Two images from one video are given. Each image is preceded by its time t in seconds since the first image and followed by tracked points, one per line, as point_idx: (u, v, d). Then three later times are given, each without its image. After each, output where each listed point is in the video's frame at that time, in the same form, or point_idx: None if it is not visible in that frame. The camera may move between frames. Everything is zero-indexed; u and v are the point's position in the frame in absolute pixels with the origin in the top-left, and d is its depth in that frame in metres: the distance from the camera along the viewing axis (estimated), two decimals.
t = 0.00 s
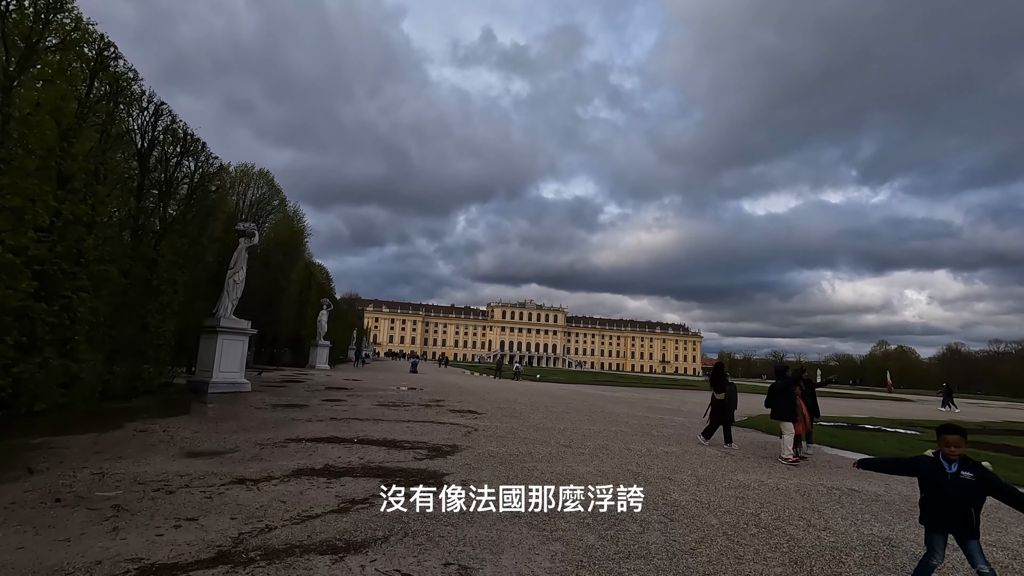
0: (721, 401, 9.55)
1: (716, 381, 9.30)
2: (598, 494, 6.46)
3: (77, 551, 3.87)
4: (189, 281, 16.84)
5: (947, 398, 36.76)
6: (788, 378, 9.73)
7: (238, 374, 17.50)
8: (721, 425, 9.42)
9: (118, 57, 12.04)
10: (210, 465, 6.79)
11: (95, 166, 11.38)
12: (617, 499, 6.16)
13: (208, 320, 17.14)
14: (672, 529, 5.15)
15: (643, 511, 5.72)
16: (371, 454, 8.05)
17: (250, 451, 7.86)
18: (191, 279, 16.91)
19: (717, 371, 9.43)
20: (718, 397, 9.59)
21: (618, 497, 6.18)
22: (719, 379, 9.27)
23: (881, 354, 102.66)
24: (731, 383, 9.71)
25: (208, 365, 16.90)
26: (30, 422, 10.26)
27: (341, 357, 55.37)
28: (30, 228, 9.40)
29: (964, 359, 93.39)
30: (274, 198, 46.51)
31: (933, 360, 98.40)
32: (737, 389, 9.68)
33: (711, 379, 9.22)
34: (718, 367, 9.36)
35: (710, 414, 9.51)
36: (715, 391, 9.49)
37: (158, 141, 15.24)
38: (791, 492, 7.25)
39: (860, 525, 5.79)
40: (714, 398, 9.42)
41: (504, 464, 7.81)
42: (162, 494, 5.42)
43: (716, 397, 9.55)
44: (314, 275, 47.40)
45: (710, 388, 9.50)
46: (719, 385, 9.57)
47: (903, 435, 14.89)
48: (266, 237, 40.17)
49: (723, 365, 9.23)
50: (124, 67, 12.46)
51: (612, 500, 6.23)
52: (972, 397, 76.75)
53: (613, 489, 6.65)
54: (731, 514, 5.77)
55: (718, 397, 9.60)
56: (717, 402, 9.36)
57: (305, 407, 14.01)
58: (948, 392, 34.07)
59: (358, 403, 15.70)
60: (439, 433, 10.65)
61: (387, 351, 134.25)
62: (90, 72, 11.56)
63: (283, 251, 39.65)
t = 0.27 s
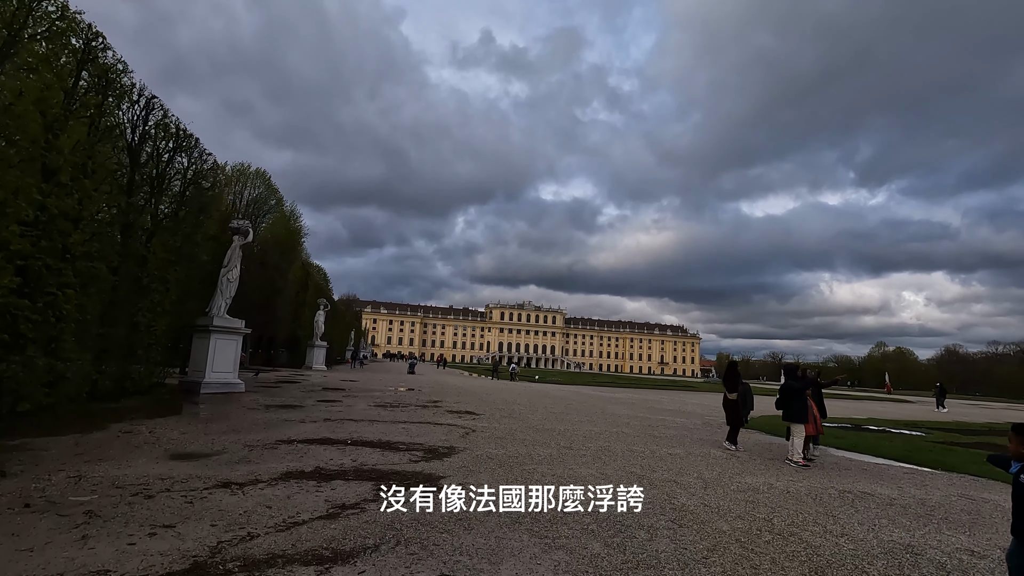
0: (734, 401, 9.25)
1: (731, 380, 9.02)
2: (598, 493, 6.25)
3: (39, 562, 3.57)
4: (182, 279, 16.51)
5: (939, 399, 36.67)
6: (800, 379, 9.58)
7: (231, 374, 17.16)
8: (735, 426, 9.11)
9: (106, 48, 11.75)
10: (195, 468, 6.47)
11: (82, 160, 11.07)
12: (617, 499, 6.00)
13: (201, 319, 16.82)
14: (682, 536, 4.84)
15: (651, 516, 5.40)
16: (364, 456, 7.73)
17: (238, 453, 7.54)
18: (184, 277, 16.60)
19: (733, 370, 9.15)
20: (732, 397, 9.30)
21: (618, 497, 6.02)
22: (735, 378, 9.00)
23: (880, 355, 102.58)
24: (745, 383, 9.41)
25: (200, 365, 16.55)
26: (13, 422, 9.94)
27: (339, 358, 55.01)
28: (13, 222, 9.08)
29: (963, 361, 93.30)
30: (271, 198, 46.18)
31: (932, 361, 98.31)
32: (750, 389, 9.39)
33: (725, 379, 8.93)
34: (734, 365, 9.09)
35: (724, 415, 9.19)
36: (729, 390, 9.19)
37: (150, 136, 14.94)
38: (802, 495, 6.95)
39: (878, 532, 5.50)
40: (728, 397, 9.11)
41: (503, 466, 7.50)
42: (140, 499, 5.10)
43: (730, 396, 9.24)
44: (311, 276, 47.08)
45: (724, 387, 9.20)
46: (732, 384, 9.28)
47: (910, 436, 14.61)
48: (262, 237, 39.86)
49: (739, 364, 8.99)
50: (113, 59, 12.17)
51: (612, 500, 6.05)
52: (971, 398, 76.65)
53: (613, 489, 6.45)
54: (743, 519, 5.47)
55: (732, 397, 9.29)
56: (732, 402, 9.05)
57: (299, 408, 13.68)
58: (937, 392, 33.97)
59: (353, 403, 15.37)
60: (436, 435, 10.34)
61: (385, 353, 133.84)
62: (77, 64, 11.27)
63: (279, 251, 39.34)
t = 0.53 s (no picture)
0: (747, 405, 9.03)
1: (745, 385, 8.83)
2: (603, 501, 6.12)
3: None
4: (173, 279, 16.16)
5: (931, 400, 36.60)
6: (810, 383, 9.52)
7: (224, 376, 16.82)
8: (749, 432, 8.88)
9: (92, 41, 11.42)
10: (179, 478, 6.15)
11: (68, 155, 10.73)
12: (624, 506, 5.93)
13: (193, 320, 16.47)
14: (695, 555, 4.53)
15: (661, 531, 5.09)
16: (358, 464, 7.40)
17: (226, 461, 7.21)
18: (175, 277, 16.24)
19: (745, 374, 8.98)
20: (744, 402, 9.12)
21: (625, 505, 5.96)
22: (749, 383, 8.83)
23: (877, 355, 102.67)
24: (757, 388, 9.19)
25: (192, 367, 16.20)
26: None
27: (335, 359, 54.61)
28: None
29: (960, 361, 93.44)
30: (266, 197, 45.77)
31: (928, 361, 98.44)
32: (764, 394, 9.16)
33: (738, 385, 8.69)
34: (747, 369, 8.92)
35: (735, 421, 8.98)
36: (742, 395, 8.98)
37: (140, 132, 14.60)
38: (815, 505, 6.66)
39: (900, 547, 5.22)
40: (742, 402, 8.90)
41: (503, 475, 7.18)
42: (117, 515, 4.77)
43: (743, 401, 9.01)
44: (307, 276, 46.70)
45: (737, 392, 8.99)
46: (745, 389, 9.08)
47: (915, 440, 14.37)
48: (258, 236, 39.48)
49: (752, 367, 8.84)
50: (100, 52, 11.84)
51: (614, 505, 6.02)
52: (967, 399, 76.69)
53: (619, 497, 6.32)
54: (758, 534, 5.17)
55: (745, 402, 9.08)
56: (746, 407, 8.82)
57: (293, 412, 13.33)
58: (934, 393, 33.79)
59: (348, 406, 15.04)
60: (433, 440, 10.03)
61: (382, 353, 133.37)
62: (63, 56, 10.94)
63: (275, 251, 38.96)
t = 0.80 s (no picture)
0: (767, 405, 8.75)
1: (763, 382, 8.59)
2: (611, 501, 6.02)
3: None
4: (167, 278, 15.84)
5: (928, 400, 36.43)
6: (824, 384, 9.43)
7: (219, 377, 16.46)
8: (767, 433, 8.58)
9: (82, 32, 11.12)
10: (167, 483, 5.84)
11: (56, 150, 10.42)
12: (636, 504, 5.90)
13: (188, 320, 16.15)
14: (717, 564, 4.26)
15: (678, 537, 4.81)
16: (357, 468, 7.09)
17: (218, 465, 6.91)
18: (169, 276, 15.92)
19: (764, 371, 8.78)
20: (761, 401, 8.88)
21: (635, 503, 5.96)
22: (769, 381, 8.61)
23: (876, 355, 102.60)
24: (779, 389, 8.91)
25: (187, 368, 15.86)
26: None
27: (333, 360, 54.25)
28: None
29: (958, 360, 93.43)
30: (263, 197, 45.39)
31: (927, 361, 98.38)
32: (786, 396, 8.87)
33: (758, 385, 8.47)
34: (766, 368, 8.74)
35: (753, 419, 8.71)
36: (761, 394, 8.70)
37: (133, 128, 14.29)
38: (834, 509, 6.38)
39: (930, 553, 4.94)
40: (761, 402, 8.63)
41: (508, 478, 6.89)
42: (98, 524, 4.48)
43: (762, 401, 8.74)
44: (305, 276, 46.36)
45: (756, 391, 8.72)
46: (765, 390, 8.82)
47: (924, 440, 14.12)
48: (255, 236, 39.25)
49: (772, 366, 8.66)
50: (91, 44, 11.53)
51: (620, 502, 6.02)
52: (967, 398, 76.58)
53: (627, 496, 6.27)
54: (780, 541, 4.89)
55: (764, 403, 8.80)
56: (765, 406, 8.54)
57: (290, 413, 13.02)
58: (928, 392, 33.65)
59: (347, 408, 14.72)
60: (433, 442, 9.73)
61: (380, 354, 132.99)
62: (52, 48, 10.64)
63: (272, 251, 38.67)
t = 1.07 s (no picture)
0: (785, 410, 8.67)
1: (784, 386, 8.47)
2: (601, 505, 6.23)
3: None
4: (162, 280, 15.56)
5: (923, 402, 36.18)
6: (838, 388, 9.17)
7: (216, 381, 16.17)
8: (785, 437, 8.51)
9: (73, 28, 10.85)
10: (155, 496, 5.56)
11: (47, 148, 10.15)
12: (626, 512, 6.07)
13: (183, 322, 15.87)
14: None
15: (694, 555, 4.54)
16: (354, 477, 6.82)
17: (210, 475, 6.63)
18: (164, 277, 15.64)
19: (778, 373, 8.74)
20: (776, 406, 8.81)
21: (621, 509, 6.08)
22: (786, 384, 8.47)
23: (877, 355, 102.34)
24: (795, 393, 8.90)
25: (182, 371, 15.58)
26: None
27: (332, 361, 53.93)
28: None
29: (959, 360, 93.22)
30: (262, 197, 45.09)
31: (928, 361, 98.15)
32: (804, 401, 8.85)
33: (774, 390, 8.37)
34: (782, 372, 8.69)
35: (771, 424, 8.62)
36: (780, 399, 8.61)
37: (127, 126, 14.03)
38: (853, 521, 6.12)
39: (960, 570, 4.68)
40: (780, 406, 8.54)
41: (512, 487, 6.62)
42: (78, 543, 4.20)
43: (780, 406, 8.62)
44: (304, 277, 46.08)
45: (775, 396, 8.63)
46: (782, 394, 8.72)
47: (933, 444, 13.86)
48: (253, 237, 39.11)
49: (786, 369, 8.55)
50: (82, 40, 11.26)
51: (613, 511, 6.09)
52: (968, 398, 76.32)
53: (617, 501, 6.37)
54: (803, 558, 4.63)
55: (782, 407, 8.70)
56: (786, 411, 8.42)
57: (287, 417, 12.75)
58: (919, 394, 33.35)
59: (345, 411, 14.45)
60: (434, 448, 9.46)
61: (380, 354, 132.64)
62: (42, 44, 10.37)
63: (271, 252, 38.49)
